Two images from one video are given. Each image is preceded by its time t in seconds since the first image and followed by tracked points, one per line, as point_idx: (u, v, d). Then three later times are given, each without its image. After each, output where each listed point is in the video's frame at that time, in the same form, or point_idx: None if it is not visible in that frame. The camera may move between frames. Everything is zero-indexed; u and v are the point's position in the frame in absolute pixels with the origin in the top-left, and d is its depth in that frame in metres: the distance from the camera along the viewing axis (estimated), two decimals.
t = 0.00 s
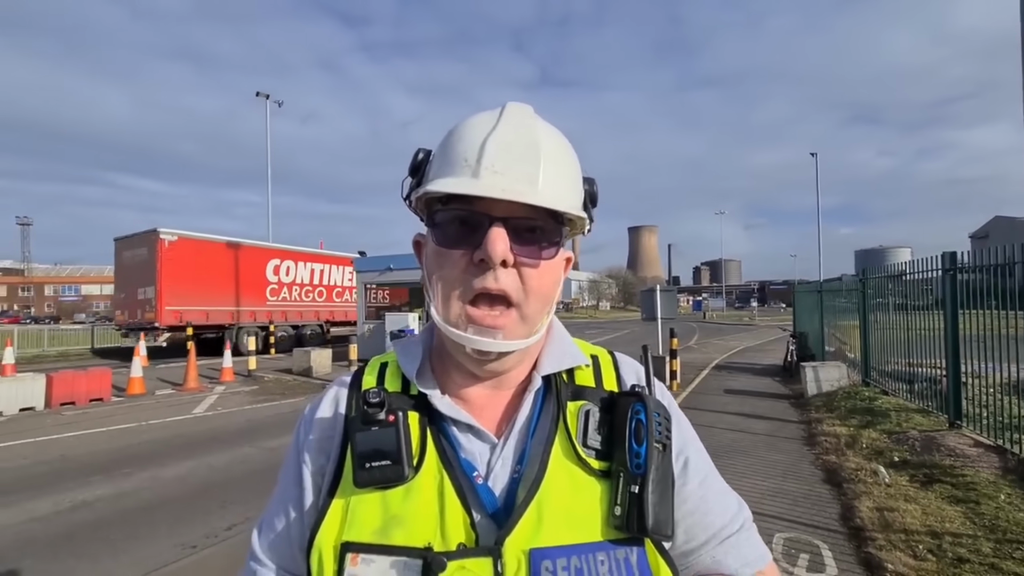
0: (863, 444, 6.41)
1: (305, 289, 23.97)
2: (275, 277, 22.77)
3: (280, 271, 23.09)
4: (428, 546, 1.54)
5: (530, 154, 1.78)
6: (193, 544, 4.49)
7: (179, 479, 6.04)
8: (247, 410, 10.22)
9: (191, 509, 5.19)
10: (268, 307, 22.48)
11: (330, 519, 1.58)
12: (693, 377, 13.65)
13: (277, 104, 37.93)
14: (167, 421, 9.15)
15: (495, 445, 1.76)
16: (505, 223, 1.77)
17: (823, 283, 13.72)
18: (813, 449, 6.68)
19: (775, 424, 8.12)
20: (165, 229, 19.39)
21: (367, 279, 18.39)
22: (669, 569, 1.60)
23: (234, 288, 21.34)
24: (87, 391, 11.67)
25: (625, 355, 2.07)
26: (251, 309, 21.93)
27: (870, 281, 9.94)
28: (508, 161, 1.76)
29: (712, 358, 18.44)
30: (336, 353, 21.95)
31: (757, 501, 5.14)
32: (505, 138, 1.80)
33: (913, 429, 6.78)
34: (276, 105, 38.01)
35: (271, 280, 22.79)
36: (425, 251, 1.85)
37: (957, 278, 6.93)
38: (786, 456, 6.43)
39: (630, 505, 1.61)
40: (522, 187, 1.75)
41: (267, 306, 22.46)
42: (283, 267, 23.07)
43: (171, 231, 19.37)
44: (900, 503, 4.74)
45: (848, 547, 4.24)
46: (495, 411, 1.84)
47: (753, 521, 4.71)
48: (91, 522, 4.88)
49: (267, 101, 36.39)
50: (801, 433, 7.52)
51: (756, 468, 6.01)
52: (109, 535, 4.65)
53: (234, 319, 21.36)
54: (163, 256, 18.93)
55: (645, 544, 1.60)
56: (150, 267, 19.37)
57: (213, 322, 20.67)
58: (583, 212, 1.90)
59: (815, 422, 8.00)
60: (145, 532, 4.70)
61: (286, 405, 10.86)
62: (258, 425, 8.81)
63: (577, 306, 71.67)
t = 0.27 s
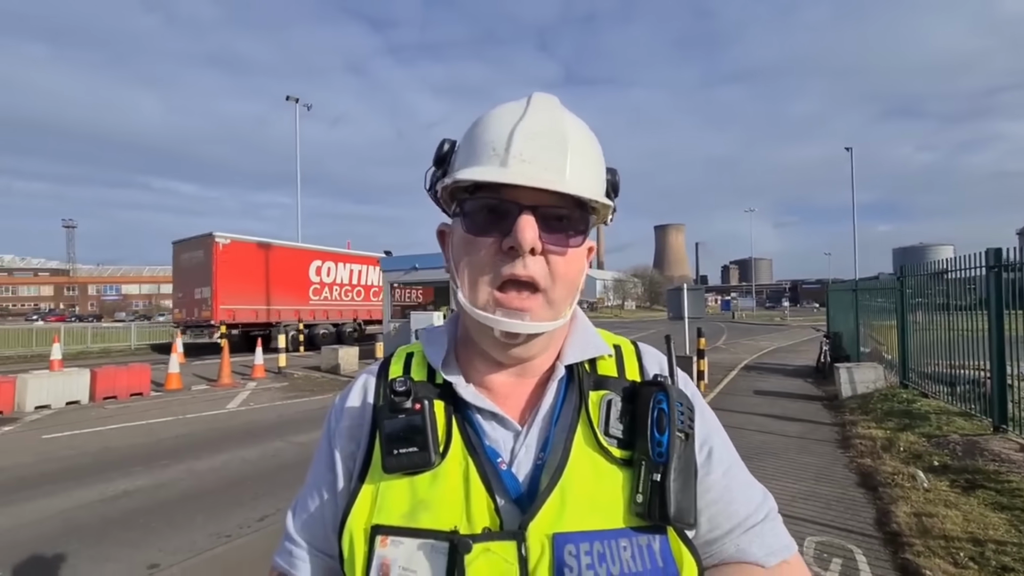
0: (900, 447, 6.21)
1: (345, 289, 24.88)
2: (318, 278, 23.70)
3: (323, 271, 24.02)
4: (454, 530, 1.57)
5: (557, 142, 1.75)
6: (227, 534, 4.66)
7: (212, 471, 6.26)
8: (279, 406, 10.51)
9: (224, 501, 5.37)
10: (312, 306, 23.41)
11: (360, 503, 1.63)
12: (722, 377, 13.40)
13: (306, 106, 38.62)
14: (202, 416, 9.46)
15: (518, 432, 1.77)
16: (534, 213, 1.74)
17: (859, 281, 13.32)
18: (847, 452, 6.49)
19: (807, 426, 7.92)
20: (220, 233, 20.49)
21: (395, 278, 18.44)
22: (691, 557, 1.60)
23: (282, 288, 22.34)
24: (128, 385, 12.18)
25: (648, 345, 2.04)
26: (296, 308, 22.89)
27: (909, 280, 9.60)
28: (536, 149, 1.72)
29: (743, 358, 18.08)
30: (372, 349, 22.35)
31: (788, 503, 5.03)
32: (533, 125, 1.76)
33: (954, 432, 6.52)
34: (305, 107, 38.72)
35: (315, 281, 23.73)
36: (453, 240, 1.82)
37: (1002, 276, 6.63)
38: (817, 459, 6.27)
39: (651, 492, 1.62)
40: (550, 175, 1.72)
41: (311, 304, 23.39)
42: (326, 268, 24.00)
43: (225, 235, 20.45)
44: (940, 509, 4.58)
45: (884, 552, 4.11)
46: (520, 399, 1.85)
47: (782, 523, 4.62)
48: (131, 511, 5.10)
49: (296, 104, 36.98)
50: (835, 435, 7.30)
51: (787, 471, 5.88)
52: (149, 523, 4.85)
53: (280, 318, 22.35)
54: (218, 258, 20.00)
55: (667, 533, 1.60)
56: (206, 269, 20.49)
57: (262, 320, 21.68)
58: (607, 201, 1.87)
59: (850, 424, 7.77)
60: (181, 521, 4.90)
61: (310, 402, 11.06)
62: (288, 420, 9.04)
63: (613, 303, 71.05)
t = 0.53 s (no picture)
0: (940, 451, 5.99)
1: (382, 287, 25.72)
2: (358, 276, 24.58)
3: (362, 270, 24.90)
4: (476, 519, 1.54)
5: (596, 158, 1.74)
6: (261, 524, 4.84)
7: (245, 464, 6.47)
8: (309, 401, 10.77)
9: (258, 493, 5.57)
10: (353, 303, 24.29)
11: (387, 492, 1.62)
12: (751, 377, 13.15)
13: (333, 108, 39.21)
14: (235, 410, 9.77)
15: (538, 427, 1.71)
16: (583, 231, 1.72)
17: (896, 279, 12.91)
18: (883, 455, 6.30)
19: (841, 428, 7.71)
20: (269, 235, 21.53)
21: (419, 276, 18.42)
22: (710, 552, 1.55)
23: (325, 286, 23.29)
24: (166, 380, 12.74)
25: (669, 343, 1.96)
26: (338, 305, 23.80)
27: (951, 277, 9.24)
28: (583, 172, 1.72)
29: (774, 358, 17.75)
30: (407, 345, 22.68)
31: (818, 507, 4.92)
32: (568, 144, 1.73)
33: (998, 436, 6.24)
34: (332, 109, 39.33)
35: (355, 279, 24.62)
36: (493, 258, 1.75)
37: None
38: (850, 462, 6.12)
39: (669, 487, 1.55)
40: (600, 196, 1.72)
41: (352, 302, 24.28)
42: (365, 267, 24.87)
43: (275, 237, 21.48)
44: (981, 515, 4.41)
45: (920, 559, 3.98)
46: (541, 394, 1.78)
47: (813, 527, 4.51)
48: (169, 500, 5.33)
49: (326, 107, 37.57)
50: (870, 438, 7.09)
51: (819, 474, 5.76)
52: (187, 512, 5.06)
53: (324, 315, 23.29)
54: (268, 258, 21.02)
55: (687, 527, 1.54)
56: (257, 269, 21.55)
57: (308, 318, 22.64)
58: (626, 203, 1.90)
59: (886, 427, 7.53)
60: (217, 510, 5.11)
61: (339, 398, 11.32)
62: (317, 416, 9.27)
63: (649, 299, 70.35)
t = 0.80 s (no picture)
0: (962, 452, 5.88)
1: (408, 287, 26.41)
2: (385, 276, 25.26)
3: (389, 271, 25.60)
4: (481, 514, 1.54)
5: (554, 157, 1.71)
6: (279, 519, 4.94)
7: (263, 460, 6.59)
8: (325, 399, 10.92)
9: (276, 488, 5.67)
10: (380, 302, 24.96)
11: (397, 489, 1.64)
12: (768, 376, 12.97)
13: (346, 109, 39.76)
14: (254, 407, 9.95)
15: (542, 424, 1.71)
16: (541, 232, 1.71)
17: (919, 277, 12.66)
18: (903, 456, 6.20)
19: (860, 428, 7.59)
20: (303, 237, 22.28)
21: (434, 275, 18.58)
22: (710, 549, 1.54)
23: (354, 286, 23.99)
24: (187, 377, 13.00)
25: (674, 340, 1.93)
26: (366, 304, 24.47)
27: (976, 275, 9.03)
28: (532, 174, 1.71)
29: (792, 358, 17.52)
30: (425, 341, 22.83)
31: (836, 508, 4.87)
32: (525, 145, 1.74)
33: None
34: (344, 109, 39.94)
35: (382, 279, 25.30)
36: (466, 259, 1.82)
37: None
38: (869, 463, 6.04)
39: (670, 485, 1.53)
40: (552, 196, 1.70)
41: (380, 301, 24.94)
42: (392, 267, 25.58)
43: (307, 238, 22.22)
44: (1004, 518, 4.33)
45: (940, 561, 3.92)
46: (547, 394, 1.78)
47: (830, 528, 4.46)
48: (190, 495, 5.46)
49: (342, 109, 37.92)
50: (889, 439, 6.97)
51: (836, 474, 5.69)
52: (208, 507, 5.18)
53: (354, 314, 23.96)
54: (302, 258, 21.78)
55: (688, 524, 1.53)
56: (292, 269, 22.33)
57: (339, 316, 23.31)
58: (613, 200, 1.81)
59: (907, 427, 7.40)
60: (237, 505, 5.22)
61: (355, 395, 11.45)
62: (334, 412, 9.40)
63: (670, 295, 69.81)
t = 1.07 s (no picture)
0: (971, 451, 5.83)
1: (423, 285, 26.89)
2: (402, 275, 25.69)
3: (406, 269, 26.03)
4: (476, 507, 1.55)
5: (528, 156, 1.73)
6: (286, 514, 4.98)
7: (270, 456, 6.64)
8: (332, 395, 10.99)
9: (282, 484, 5.72)
10: (398, 300, 25.39)
11: (395, 482, 1.66)
12: (775, 375, 12.92)
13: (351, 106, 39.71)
14: (262, 403, 10.02)
15: (538, 420, 1.72)
16: (519, 231, 1.71)
17: (929, 275, 12.55)
18: (911, 455, 6.16)
19: (867, 427, 7.54)
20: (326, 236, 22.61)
21: (441, 272, 18.63)
22: (702, 544, 1.53)
23: (374, 284, 24.40)
24: (195, 373, 13.10)
25: (671, 336, 1.92)
26: (385, 302, 24.89)
27: (987, 273, 8.95)
28: (508, 176, 1.72)
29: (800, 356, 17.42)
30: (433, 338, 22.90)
31: (843, 507, 4.84)
32: (499, 147, 1.76)
33: None
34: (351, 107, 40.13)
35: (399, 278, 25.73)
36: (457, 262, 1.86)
37: None
38: (876, 462, 6.01)
39: (662, 480, 1.51)
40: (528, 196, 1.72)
41: (397, 299, 25.37)
42: (408, 266, 26.01)
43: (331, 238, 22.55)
44: (1013, 518, 4.30)
45: (948, 561, 3.90)
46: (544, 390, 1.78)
47: (837, 528, 4.45)
48: (199, 490, 5.51)
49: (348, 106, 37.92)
50: (897, 438, 6.93)
51: (842, 473, 5.66)
52: (216, 502, 5.23)
53: (374, 311, 24.36)
54: (326, 257, 22.12)
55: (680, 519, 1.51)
56: (315, 268, 22.66)
57: (360, 314, 23.69)
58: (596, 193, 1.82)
59: (915, 426, 7.34)
60: (244, 500, 5.27)
61: (362, 392, 11.51)
62: (340, 409, 9.46)
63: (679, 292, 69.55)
